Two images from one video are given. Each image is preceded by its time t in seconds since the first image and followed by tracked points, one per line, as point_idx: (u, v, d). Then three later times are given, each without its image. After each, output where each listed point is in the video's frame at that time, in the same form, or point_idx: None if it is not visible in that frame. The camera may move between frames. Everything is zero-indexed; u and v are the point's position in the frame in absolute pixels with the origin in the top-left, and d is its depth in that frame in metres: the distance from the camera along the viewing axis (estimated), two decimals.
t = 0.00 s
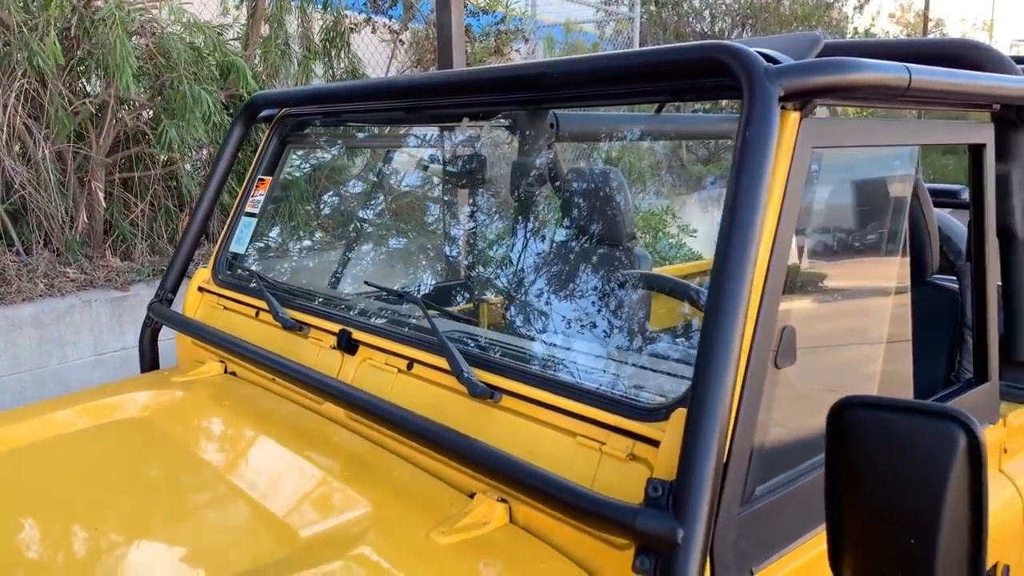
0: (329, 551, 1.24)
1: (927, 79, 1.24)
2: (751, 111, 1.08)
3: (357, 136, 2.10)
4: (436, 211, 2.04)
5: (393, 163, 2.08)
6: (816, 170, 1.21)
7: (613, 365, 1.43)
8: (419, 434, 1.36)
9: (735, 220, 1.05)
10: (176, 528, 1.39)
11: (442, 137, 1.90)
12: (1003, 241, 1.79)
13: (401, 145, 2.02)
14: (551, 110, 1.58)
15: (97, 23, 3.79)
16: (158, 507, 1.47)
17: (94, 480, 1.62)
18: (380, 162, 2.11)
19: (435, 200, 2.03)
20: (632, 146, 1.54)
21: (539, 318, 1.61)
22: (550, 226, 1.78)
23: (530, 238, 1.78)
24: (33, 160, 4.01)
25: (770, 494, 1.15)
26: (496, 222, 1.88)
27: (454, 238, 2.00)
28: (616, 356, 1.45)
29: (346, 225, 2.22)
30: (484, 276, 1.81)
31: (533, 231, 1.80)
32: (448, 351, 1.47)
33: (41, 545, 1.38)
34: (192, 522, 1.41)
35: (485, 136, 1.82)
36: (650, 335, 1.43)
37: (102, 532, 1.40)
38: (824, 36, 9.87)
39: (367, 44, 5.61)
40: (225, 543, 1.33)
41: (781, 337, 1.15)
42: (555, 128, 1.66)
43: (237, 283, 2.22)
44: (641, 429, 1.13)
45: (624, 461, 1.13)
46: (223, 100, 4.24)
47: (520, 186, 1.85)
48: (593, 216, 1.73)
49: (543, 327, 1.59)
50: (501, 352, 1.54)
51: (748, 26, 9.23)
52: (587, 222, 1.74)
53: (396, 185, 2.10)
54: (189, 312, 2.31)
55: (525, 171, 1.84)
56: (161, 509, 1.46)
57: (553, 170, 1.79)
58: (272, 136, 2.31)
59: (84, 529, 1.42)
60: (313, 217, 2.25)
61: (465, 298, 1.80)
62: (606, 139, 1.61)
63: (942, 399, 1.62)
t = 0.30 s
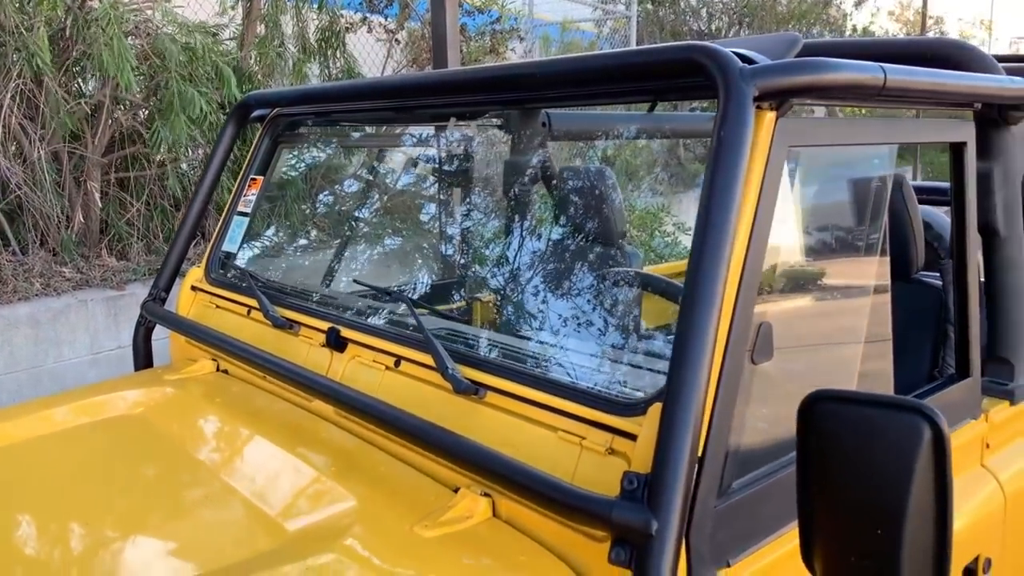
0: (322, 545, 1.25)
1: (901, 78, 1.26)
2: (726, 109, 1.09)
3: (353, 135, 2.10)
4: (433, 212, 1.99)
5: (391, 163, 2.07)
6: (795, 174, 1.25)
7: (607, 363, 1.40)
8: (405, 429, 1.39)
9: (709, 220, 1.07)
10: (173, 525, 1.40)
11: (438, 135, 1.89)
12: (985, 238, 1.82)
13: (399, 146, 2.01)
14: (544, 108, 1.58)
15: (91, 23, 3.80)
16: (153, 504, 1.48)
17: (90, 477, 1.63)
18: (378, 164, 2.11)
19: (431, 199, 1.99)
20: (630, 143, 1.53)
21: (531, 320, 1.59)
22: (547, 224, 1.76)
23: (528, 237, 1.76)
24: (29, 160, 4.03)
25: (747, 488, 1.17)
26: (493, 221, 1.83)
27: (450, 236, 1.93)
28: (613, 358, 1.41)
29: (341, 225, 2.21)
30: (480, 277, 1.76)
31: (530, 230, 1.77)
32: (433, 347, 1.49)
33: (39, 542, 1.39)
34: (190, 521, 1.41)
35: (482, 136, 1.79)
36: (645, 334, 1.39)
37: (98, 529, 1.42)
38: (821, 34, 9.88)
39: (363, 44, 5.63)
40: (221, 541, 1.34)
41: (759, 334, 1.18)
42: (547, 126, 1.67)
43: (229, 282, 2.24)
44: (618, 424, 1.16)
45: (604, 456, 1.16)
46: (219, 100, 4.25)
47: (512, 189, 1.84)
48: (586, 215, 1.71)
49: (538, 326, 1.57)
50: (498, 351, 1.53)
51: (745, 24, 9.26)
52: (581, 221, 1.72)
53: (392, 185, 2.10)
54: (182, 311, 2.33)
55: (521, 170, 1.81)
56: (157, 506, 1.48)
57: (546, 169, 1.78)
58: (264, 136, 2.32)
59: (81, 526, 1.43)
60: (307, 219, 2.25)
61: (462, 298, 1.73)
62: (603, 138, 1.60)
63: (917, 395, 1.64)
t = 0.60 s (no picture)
0: (314, 537, 1.27)
1: (879, 77, 1.28)
2: (704, 108, 1.12)
3: (348, 134, 2.09)
4: (429, 211, 1.96)
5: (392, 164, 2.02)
6: (790, 178, 1.32)
7: (602, 362, 1.36)
8: (392, 423, 1.41)
9: (686, 217, 1.09)
10: (168, 520, 1.42)
11: (435, 134, 1.86)
12: (970, 235, 1.83)
13: (394, 146, 1.99)
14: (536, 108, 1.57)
15: (87, 23, 3.83)
16: (148, 499, 1.50)
17: (85, 472, 1.64)
18: (372, 160, 2.07)
19: (427, 198, 1.96)
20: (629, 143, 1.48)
21: (525, 317, 1.55)
22: (545, 222, 1.70)
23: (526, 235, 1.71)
24: (25, 160, 4.06)
25: (725, 482, 1.19)
26: (489, 220, 1.79)
27: (447, 234, 1.91)
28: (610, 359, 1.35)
29: (339, 225, 2.19)
30: (476, 278, 1.73)
31: (528, 228, 1.71)
32: (421, 344, 1.52)
33: (35, 537, 1.40)
34: (185, 516, 1.43)
35: (480, 133, 1.74)
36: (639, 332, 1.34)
37: (94, 523, 1.43)
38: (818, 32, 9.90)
39: (360, 43, 5.65)
40: (216, 537, 1.35)
41: (737, 329, 1.20)
42: (541, 125, 1.63)
43: (222, 280, 2.25)
44: (599, 417, 1.20)
45: (585, 448, 1.20)
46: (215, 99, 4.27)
47: (508, 186, 1.78)
48: (586, 212, 1.63)
49: (534, 324, 1.52)
50: (496, 352, 1.50)
51: (742, 22, 9.28)
52: (581, 219, 1.64)
53: (387, 182, 2.06)
54: (176, 309, 2.35)
55: (519, 169, 1.74)
56: (152, 501, 1.49)
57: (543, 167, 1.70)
58: (257, 135, 2.34)
59: (77, 520, 1.44)
60: (304, 219, 2.24)
61: (457, 296, 1.74)
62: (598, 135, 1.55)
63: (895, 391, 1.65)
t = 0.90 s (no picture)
0: (310, 532, 1.28)
1: (863, 79, 1.29)
2: (688, 110, 1.13)
3: (345, 134, 2.10)
4: (426, 211, 1.96)
5: (391, 164, 2.03)
6: (790, 176, 1.36)
7: (599, 361, 1.37)
8: (384, 420, 1.43)
9: (670, 218, 1.11)
10: (165, 517, 1.43)
11: (432, 134, 1.86)
12: (957, 233, 1.85)
13: (393, 145, 1.99)
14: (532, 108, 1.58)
15: (84, 24, 3.84)
16: (145, 496, 1.51)
17: (83, 470, 1.66)
18: (371, 159, 2.08)
19: (424, 197, 1.95)
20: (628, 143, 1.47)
21: (525, 314, 1.57)
22: (541, 222, 1.70)
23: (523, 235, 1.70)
24: (23, 160, 4.08)
25: (710, 476, 1.21)
26: (486, 220, 1.79)
27: (444, 233, 1.90)
28: (605, 355, 1.37)
29: (336, 225, 2.19)
30: (472, 275, 1.76)
31: (524, 228, 1.71)
32: (411, 341, 1.55)
33: (34, 534, 1.41)
34: (182, 513, 1.44)
35: (479, 132, 1.74)
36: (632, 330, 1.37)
37: (92, 520, 1.44)
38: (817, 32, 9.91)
39: (357, 43, 5.68)
40: (212, 533, 1.37)
41: (721, 326, 1.23)
42: (535, 125, 1.65)
43: (218, 279, 2.27)
44: (586, 413, 1.23)
45: (572, 444, 1.23)
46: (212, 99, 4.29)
47: (503, 186, 1.77)
48: (580, 211, 1.61)
49: (532, 322, 1.55)
50: (494, 351, 1.51)
51: (739, 22, 9.30)
52: (576, 219, 1.62)
53: (386, 182, 2.06)
54: (173, 308, 2.37)
55: (516, 168, 1.74)
56: (149, 498, 1.51)
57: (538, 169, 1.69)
58: (253, 135, 2.36)
59: (75, 518, 1.45)
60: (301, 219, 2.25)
61: (454, 294, 1.75)
62: (595, 134, 1.54)
63: (882, 389, 1.67)
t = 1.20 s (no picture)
0: (303, 527, 1.30)
1: (848, 79, 1.31)
2: (672, 112, 1.15)
3: (340, 134, 2.11)
4: (422, 211, 1.97)
5: (385, 163, 2.03)
6: (784, 177, 1.40)
7: (594, 361, 1.37)
8: (375, 417, 1.45)
9: (654, 219, 1.13)
10: (160, 513, 1.45)
11: (427, 133, 1.87)
12: (944, 232, 1.88)
13: (388, 145, 1.99)
14: (525, 108, 1.59)
15: (80, 23, 3.86)
16: (141, 493, 1.53)
17: (78, 468, 1.67)
18: (365, 159, 2.09)
19: (423, 197, 1.96)
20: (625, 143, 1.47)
21: (521, 315, 1.57)
22: (537, 221, 1.69)
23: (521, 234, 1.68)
24: (19, 160, 4.10)
25: (695, 472, 1.23)
26: (484, 219, 1.79)
27: (440, 233, 1.91)
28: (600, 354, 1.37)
29: (333, 223, 2.19)
30: (471, 275, 1.73)
31: (521, 228, 1.70)
32: (402, 339, 1.56)
33: (30, 531, 1.43)
34: (177, 509, 1.46)
35: (474, 133, 1.75)
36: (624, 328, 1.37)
37: (88, 517, 1.46)
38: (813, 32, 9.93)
39: (353, 43, 5.69)
40: (206, 529, 1.39)
41: (706, 323, 1.25)
42: (529, 125, 1.64)
43: (213, 278, 2.29)
44: (573, 411, 1.26)
45: (559, 440, 1.25)
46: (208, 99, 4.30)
47: (498, 185, 1.78)
48: (580, 208, 1.61)
49: (529, 321, 1.55)
50: (490, 350, 1.52)
51: (735, 22, 9.32)
52: (576, 214, 1.60)
53: (382, 181, 2.06)
54: (168, 307, 2.39)
55: (511, 168, 1.74)
56: (144, 495, 1.52)
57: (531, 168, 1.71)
58: (247, 135, 2.37)
59: (71, 515, 1.47)
60: (298, 217, 2.26)
61: (450, 293, 1.75)
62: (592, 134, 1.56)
63: (869, 386, 1.69)
